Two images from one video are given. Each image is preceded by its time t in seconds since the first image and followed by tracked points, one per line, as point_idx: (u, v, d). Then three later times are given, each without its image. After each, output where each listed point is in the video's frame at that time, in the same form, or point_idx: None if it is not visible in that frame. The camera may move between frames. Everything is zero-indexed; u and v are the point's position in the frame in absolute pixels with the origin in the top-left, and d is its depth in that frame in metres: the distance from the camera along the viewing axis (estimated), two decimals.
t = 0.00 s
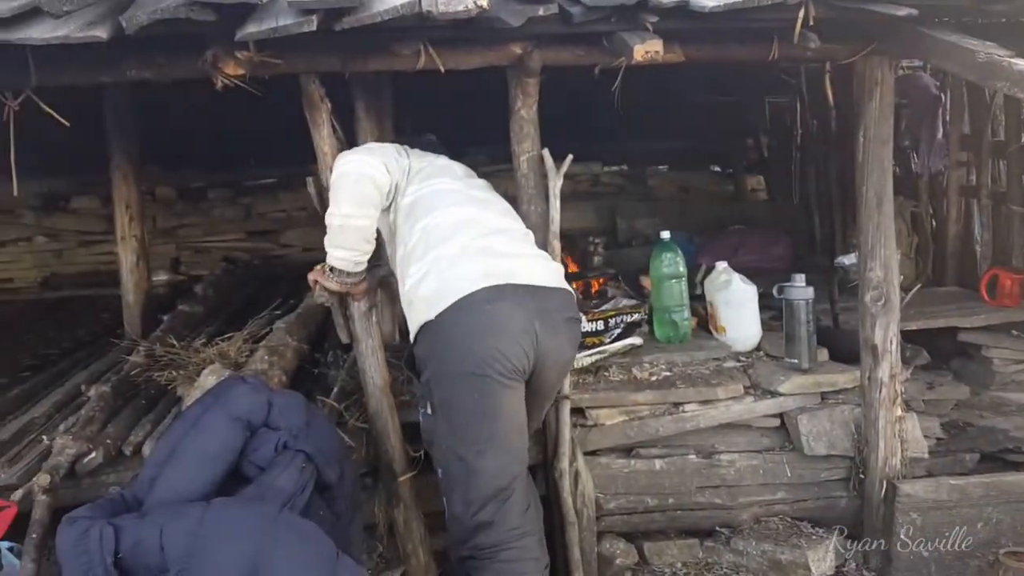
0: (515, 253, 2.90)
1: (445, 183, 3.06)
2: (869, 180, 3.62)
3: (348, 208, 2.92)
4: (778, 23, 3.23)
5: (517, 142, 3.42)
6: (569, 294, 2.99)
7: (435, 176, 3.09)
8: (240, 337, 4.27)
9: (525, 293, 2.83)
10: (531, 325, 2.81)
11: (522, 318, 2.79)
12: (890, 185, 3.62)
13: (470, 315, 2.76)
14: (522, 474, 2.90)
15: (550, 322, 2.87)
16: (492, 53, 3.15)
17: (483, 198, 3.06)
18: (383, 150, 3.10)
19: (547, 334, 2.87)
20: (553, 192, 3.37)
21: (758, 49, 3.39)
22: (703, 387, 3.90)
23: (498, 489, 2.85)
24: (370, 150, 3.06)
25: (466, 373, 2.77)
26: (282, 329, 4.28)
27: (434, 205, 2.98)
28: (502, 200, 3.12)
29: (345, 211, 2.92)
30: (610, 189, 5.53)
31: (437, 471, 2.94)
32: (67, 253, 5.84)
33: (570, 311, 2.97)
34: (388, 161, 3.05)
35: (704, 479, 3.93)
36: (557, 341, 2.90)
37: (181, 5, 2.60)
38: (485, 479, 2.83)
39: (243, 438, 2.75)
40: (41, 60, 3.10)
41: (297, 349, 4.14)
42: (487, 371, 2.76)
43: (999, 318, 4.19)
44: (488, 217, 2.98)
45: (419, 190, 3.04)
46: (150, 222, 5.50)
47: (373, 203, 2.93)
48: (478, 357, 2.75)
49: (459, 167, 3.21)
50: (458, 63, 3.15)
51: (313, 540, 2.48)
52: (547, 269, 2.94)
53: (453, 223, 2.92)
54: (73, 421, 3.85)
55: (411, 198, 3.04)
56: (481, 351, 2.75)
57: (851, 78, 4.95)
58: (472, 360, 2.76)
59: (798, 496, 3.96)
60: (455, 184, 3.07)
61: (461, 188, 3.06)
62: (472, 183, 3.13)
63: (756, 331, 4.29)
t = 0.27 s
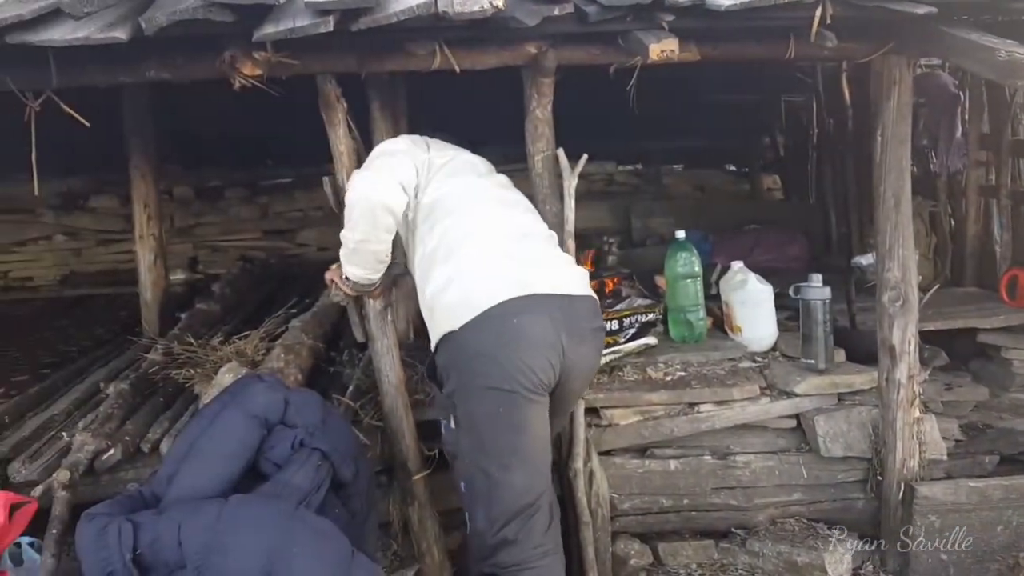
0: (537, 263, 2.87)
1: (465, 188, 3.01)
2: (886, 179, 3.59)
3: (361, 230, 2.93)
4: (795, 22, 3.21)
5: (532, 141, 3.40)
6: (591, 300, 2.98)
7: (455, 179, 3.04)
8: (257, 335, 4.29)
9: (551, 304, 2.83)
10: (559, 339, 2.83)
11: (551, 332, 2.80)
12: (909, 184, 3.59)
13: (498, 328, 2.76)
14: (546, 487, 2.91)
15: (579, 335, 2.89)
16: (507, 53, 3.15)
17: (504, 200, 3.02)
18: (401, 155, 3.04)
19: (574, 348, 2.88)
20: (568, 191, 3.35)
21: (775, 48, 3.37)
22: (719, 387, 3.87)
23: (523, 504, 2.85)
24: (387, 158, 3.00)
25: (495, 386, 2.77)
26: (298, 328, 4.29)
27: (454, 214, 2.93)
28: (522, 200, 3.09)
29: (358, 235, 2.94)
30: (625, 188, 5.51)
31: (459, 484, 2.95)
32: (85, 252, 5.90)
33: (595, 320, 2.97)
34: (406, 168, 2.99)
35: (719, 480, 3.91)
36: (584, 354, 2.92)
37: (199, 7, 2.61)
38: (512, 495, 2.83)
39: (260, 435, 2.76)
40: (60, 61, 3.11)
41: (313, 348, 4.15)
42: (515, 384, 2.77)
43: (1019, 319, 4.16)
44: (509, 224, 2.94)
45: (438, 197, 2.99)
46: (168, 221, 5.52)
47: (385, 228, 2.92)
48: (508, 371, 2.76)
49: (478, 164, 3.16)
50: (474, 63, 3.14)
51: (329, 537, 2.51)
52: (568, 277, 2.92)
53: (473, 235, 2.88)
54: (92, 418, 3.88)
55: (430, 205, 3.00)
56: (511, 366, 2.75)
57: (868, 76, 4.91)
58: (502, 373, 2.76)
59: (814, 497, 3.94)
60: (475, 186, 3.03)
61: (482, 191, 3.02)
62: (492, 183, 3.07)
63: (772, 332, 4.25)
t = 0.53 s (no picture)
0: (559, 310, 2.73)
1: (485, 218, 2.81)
2: (907, 177, 3.55)
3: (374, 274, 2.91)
4: (814, 19, 3.18)
5: (548, 141, 3.39)
6: (624, 331, 2.83)
7: (475, 205, 2.84)
8: (276, 335, 4.29)
9: (581, 355, 2.71)
10: (598, 392, 2.73)
11: (587, 386, 2.70)
12: (931, 182, 3.54)
13: (529, 386, 2.68)
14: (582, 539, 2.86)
15: (619, 381, 2.79)
16: (524, 53, 3.13)
17: (527, 230, 2.82)
18: (417, 184, 2.86)
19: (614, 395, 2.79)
20: (585, 191, 3.33)
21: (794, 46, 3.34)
22: (738, 388, 3.84)
23: (559, 559, 2.81)
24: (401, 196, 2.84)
25: (529, 445, 2.71)
26: (315, 329, 4.29)
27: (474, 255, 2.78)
28: (550, 221, 2.88)
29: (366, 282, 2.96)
30: (642, 187, 5.48)
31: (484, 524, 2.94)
32: (106, 253, 5.94)
33: (633, 358, 2.84)
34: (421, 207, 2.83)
35: (738, 481, 3.88)
36: (622, 400, 2.84)
37: (219, 10, 2.61)
38: (545, 552, 2.79)
39: (279, 434, 2.76)
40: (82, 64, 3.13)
41: (330, 348, 4.15)
42: (549, 443, 2.71)
43: None
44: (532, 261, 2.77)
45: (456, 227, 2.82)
46: (188, 221, 5.55)
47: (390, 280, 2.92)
48: (542, 431, 2.70)
49: (502, 178, 2.91)
50: (490, 63, 3.13)
51: (347, 538, 2.49)
52: (597, 317, 2.77)
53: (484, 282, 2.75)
54: (115, 417, 3.90)
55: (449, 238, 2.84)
56: (544, 425, 2.69)
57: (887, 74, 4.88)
58: (536, 432, 2.70)
59: (834, 499, 3.91)
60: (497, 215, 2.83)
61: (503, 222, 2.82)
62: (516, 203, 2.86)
63: (791, 332, 4.23)
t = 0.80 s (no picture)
0: (602, 347, 2.20)
1: (512, 228, 2.28)
2: (932, 179, 3.50)
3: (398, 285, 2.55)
4: (837, 18, 3.13)
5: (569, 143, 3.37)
6: (695, 367, 2.31)
7: (508, 200, 2.31)
8: (297, 335, 4.29)
9: (644, 392, 2.22)
10: (651, 442, 2.26)
11: (643, 438, 2.23)
12: (957, 183, 3.49)
13: (571, 435, 2.23)
14: None
15: (679, 424, 2.30)
16: (544, 54, 3.11)
17: (570, 236, 2.26)
18: (438, 187, 2.37)
19: (670, 440, 2.31)
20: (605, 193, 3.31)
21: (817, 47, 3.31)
22: (760, 391, 3.80)
23: None
24: (423, 201, 2.40)
25: (572, 502, 2.29)
26: (336, 329, 4.29)
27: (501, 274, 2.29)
28: (592, 220, 2.29)
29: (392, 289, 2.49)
30: (662, 188, 5.45)
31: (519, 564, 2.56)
32: (129, 254, 5.97)
33: (702, 400, 2.33)
34: (444, 214, 2.38)
35: (759, 485, 3.84)
36: (683, 447, 2.36)
37: (242, 14, 2.62)
38: None
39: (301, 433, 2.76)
40: (107, 68, 3.15)
41: (351, 348, 4.15)
42: (594, 501, 2.28)
43: None
44: (568, 284, 2.22)
45: (483, 238, 2.33)
46: (210, 222, 5.58)
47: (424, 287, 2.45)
48: (587, 488, 2.26)
49: (528, 176, 2.32)
50: (510, 65, 3.11)
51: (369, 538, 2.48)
52: (657, 353, 2.23)
53: (529, 292, 2.24)
54: (140, 415, 3.93)
55: (477, 250, 2.36)
56: (589, 482, 2.25)
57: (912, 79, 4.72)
58: (579, 489, 2.27)
59: (858, 504, 3.85)
60: (523, 226, 2.27)
61: (529, 234, 2.26)
62: (549, 209, 2.28)
63: (812, 334, 4.20)
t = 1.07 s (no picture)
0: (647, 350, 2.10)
1: (545, 230, 2.23)
2: (959, 179, 3.46)
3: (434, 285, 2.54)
4: (862, 17, 3.11)
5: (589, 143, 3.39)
6: (758, 379, 2.18)
7: (549, 205, 2.25)
8: (319, 335, 4.32)
9: (701, 406, 2.10)
10: (717, 459, 2.14)
11: (706, 453, 2.12)
12: (984, 184, 3.46)
13: (627, 456, 2.11)
14: None
15: (748, 437, 2.17)
16: (566, 55, 3.10)
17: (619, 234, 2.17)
18: (467, 194, 2.35)
19: (739, 456, 2.18)
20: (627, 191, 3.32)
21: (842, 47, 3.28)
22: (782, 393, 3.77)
23: None
24: (453, 209, 2.38)
25: (631, 524, 2.18)
26: (358, 329, 4.31)
27: (537, 280, 2.24)
28: (639, 217, 2.20)
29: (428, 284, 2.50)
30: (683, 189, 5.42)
31: None
32: (154, 254, 6.03)
33: (769, 416, 2.21)
34: (476, 221, 2.36)
35: (782, 488, 3.80)
36: (752, 466, 2.22)
37: (266, 17, 2.64)
38: None
39: (323, 433, 2.77)
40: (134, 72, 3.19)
41: (372, 348, 4.17)
42: (655, 525, 2.16)
43: None
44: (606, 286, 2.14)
45: (518, 244, 2.29)
46: (234, 223, 5.65)
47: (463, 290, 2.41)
48: (648, 511, 2.15)
49: (557, 173, 2.26)
50: (532, 66, 3.10)
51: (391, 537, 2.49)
52: (712, 355, 2.11)
53: (568, 295, 2.17)
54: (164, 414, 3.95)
55: (517, 256, 2.31)
56: (647, 503, 2.14)
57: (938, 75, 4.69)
58: (637, 512, 2.16)
59: (882, 507, 3.80)
60: (557, 227, 2.22)
61: (563, 235, 2.21)
62: (581, 206, 2.22)
63: (835, 335, 4.17)
